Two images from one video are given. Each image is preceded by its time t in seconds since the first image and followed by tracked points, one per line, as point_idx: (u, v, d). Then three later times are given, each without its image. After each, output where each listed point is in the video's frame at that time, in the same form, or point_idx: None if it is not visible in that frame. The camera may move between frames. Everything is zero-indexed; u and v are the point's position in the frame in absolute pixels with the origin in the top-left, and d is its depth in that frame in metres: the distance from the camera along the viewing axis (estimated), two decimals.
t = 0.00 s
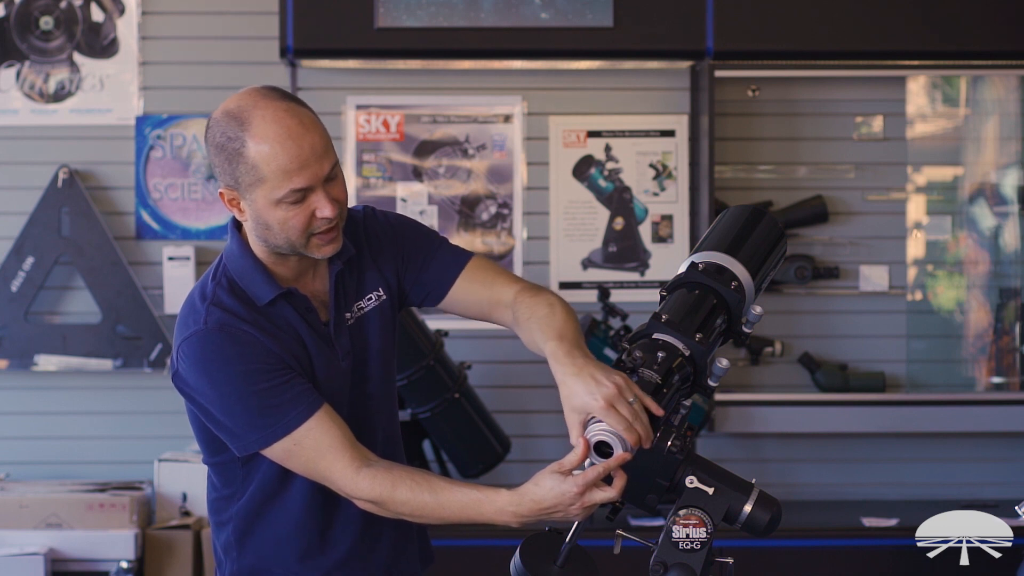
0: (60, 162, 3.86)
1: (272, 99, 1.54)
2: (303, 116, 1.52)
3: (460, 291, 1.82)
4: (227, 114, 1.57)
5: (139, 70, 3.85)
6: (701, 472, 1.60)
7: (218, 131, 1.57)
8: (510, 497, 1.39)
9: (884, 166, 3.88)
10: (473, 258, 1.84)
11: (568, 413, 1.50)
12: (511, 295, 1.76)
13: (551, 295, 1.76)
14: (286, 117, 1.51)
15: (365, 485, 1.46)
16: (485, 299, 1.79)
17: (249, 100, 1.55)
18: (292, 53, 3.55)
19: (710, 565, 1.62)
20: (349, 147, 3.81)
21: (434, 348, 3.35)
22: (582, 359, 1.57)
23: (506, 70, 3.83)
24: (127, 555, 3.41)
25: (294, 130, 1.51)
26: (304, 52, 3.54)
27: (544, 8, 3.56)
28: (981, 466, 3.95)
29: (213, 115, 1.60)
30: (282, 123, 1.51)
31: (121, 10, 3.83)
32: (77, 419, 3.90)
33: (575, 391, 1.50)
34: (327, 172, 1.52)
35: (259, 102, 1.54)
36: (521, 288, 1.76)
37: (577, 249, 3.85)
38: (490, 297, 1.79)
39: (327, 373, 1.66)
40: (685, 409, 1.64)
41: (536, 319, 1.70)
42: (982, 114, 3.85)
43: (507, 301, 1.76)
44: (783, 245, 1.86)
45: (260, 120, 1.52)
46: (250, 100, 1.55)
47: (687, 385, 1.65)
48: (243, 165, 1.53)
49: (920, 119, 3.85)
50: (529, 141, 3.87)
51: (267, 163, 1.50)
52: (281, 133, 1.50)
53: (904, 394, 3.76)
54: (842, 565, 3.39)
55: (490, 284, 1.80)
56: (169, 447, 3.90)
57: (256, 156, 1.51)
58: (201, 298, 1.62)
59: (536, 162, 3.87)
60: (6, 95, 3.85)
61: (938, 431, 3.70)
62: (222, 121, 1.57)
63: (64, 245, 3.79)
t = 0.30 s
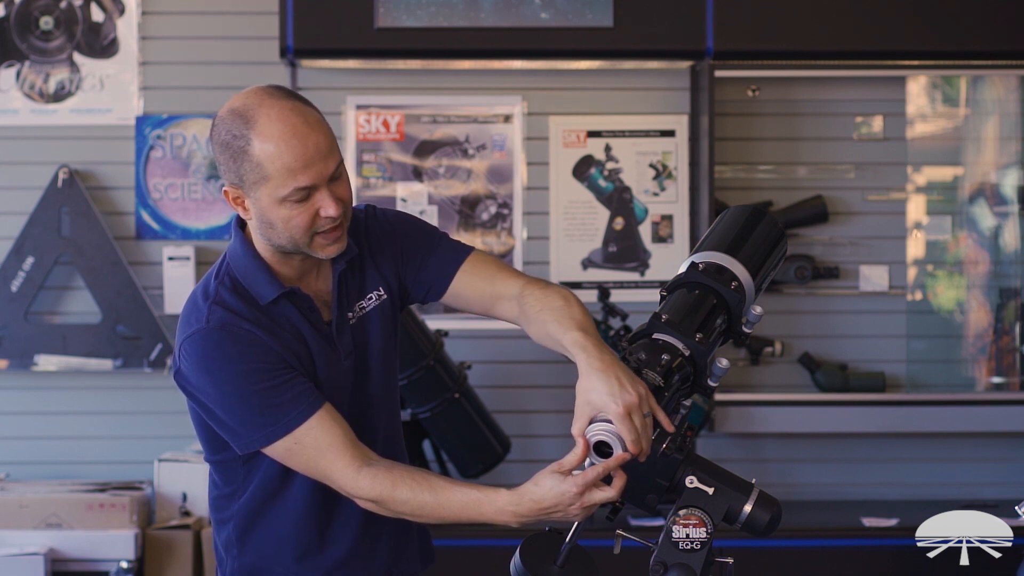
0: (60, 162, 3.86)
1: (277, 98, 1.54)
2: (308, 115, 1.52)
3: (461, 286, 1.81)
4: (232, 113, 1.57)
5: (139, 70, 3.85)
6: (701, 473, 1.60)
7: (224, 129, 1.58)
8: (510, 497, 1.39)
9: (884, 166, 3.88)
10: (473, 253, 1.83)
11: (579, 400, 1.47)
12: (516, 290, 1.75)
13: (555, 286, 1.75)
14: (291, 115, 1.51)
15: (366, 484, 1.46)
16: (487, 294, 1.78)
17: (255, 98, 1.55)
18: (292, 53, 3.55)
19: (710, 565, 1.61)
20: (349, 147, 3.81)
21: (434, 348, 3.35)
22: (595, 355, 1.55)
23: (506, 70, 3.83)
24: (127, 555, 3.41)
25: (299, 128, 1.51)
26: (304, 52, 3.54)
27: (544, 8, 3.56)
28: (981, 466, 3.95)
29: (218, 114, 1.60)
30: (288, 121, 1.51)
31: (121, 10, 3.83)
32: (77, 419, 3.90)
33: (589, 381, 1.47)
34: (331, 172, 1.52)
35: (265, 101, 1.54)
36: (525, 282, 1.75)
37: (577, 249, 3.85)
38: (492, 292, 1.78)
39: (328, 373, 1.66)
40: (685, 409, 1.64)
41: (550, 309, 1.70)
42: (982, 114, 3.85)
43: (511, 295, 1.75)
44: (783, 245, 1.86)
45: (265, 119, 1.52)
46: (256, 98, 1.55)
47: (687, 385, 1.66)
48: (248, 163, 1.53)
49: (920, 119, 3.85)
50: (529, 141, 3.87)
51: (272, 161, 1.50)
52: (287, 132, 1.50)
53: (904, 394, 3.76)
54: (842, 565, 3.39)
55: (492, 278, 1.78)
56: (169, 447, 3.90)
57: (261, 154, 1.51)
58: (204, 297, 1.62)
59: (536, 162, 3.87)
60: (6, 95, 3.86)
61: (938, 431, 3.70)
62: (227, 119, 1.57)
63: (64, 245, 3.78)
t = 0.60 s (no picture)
0: (60, 162, 3.86)
1: (282, 96, 1.54)
2: (313, 113, 1.52)
3: (464, 287, 1.81)
4: (237, 111, 1.57)
5: (139, 70, 3.85)
6: (700, 473, 1.60)
7: (228, 127, 1.58)
8: (511, 497, 1.38)
9: (884, 166, 3.88)
10: (474, 255, 1.84)
11: (575, 399, 1.50)
12: (518, 291, 1.75)
13: (553, 284, 1.75)
14: (296, 114, 1.51)
15: (366, 485, 1.46)
16: (489, 294, 1.78)
17: (259, 97, 1.55)
18: (292, 53, 3.55)
19: (710, 565, 1.61)
20: (349, 147, 3.81)
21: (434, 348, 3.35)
22: (589, 353, 1.57)
23: (506, 70, 3.83)
24: (127, 555, 3.41)
25: (304, 127, 1.51)
26: (304, 52, 3.54)
27: (544, 8, 3.56)
28: (981, 466, 3.95)
29: (223, 112, 1.60)
30: (293, 119, 1.51)
31: (121, 10, 3.83)
32: (77, 419, 3.90)
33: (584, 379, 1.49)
34: (337, 170, 1.52)
35: (270, 99, 1.54)
36: (526, 282, 1.75)
37: (577, 249, 3.85)
38: (494, 293, 1.78)
39: (331, 371, 1.66)
40: (685, 409, 1.64)
41: (548, 309, 1.70)
42: (982, 114, 3.85)
43: (513, 296, 1.75)
44: (783, 245, 1.86)
45: (270, 117, 1.52)
46: (261, 97, 1.55)
47: (687, 385, 1.65)
48: (253, 161, 1.53)
49: (920, 119, 3.85)
50: (529, 141, 3.87)
51: (277, 159, 1.50)
52: (292, 130, 1.50)
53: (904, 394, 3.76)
54: (842, 565, 3.39)
55: (493, 278, 1.79)
56: (169, 447, 3.90)
57: (266, 152, 1.51)
58: (208, 295, 1.62)
59: (536, 162, 3.87)
60: (6, 95, 3.86)
61: (938, 431, 3.70)
62: (232, 117, 1.57)
63: (64, 245, 3.78)
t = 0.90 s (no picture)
0: (60, 162, 3.86)
1: (291, 95, 1.54)
2: (322, 113, 1.52)
3: (466, 290, 1.83)
4: (247, 110, 1.57)
5: (139, 70, 3.85)
6: (700, 473, 1.60)
7: (238, 127, 1.58)
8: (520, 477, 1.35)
9: (884, 166, 3.88)
10: (478, 259, 1.85)
11: (568, 392, 1.53)
12: (518, 293, 1.77)
13: (552, 287, 1.77)
14: (305, 113, 1.51)
15: (367, 476, 1.43)
16: (491, 297, 1.80)
17: (269, 96, 1.55)
18: (292, 53, 3.55)
19: (710, 565, 1.61)
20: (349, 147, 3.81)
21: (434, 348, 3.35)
22: (577, 349, 1.59)
23: (506, 70, 3.83)
24: (127, 555, 3.41)
25: (313, 126, 1.51)
26: (304, 52, 3.54)
27: (544, 8, 3.56)
28: (981, 466, 3.95)
29: (232, 111, 1.61)
30: (302, 119, 1.51)
31: (121, 10, 3.83)
32: (77, 419, 3.90)
33: (576, 373, 1.52)
34: (345, 169, 1.52)
35: (279, 98, 1.54)
36: (526, 285, 1.77)
37: (577, 249, 3.85)
38: (496, 296, 1.80)
39: (336, 370, 1.66)
40: (685, 409, 1.64)
41: (543, 312, 1.71)
42: (982, 114, 3.85)
43: (514, 298, 1.77)
44: (783, 245, 1.86)
45: (280, 116, 1.52)
46: (270, 96, 1.55)
47: (687, 385, 1.65)
48: (262, 160, 1.53)
49: (919, 119, 3.85)
50: (529, 141, 3.87)
51: (287, 158, 1.51)
52: (301, 129, 1.50)
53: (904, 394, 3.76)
54: (842, 565, 3.39)
55: (496, 282, 1.81)
56: (169, 447, 3.90)
57: (276, 151, 1.51)
58: (216, 293, 1.62)
59: (536, 162, 3.87)
60: (6, 95, 3.86)
61: (939, 431, 3.70)
62: (241, 117, 1.57)
63: (64, 246, 3.78)
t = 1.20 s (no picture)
0: (60, 162, 3.86)
1: (302, 98, 1.54)
2: (333, 116, 1.52)
3: (463, 294, 1.84)
4: (257, 113, 1.56)
5: (139, 70, 3.85)
6: (700, 473, 1.60)
7: (249, 130, 1.57)
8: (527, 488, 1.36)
9: (884, 166, 3.88)
10: (474, 263, 1.87)
11: (568, 395, 1.51)
12: (516, 297, 1.78)
13: (550, 291, 1.78)
14: (316, 116, 1.51)
15: (369, 500, 1.43)
16: (488, 301, 1.81)
17: (280, 99, 1.55)
18: (292, 53, 3.55)
19: (710, 565, 1.61)
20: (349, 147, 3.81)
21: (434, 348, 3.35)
22: (576, 354, 1.59)
23: (506, 70, 3.83)
24: (127, 555, 3.41)
25: (324, 129, 1.51)
26: (304, 52, 3.54)
27: (544, 8, 3.56)
28: (981, 466, 3.95)
29: (243, 114, 1.60)
30: (313, 121, 1.51)
31: (121, 10, 3.83)
32: (77, 419, 3.90)
33: (575, 377, 1.52)
34: (356, 173, 1.52)
35: (290, 102, 1.54)
36: (524, 290, 1.78)
37: (576, 249, 3.85)
38: (493, 300, 1.81)
39: (349, 377, 1.66)
40: (685, 409, 1.63)
41: (542, 317, 1.72)
42: (983, 114, 3.85)
43: (511, 303, 1.78)
44: (783, 246, 1.86)
45: (290, 119, 1.52)
46: (281, 99, 1.55)
47: (687, 385, 1.65)
48: (273, 163, 1.53)
49: (920, 119, 3.85)
50: (529, 141, 3.87)
51: (298, 161, 1.50)
52: (312, 132, 1.50)
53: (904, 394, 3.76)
54: (842, 565, 3.39)
55: (494, 286, 1.82)
56: (169, 447, 3.90)
57: (287, 154, 1.51)
58: (233, 301, 1.60)
59: (536, 162, 3.87)
60: (6, 95, 3.86)
61: (939, 431, 3.70)
62: (252, 119, 1.57)
63: (64, 246, 3.78)
